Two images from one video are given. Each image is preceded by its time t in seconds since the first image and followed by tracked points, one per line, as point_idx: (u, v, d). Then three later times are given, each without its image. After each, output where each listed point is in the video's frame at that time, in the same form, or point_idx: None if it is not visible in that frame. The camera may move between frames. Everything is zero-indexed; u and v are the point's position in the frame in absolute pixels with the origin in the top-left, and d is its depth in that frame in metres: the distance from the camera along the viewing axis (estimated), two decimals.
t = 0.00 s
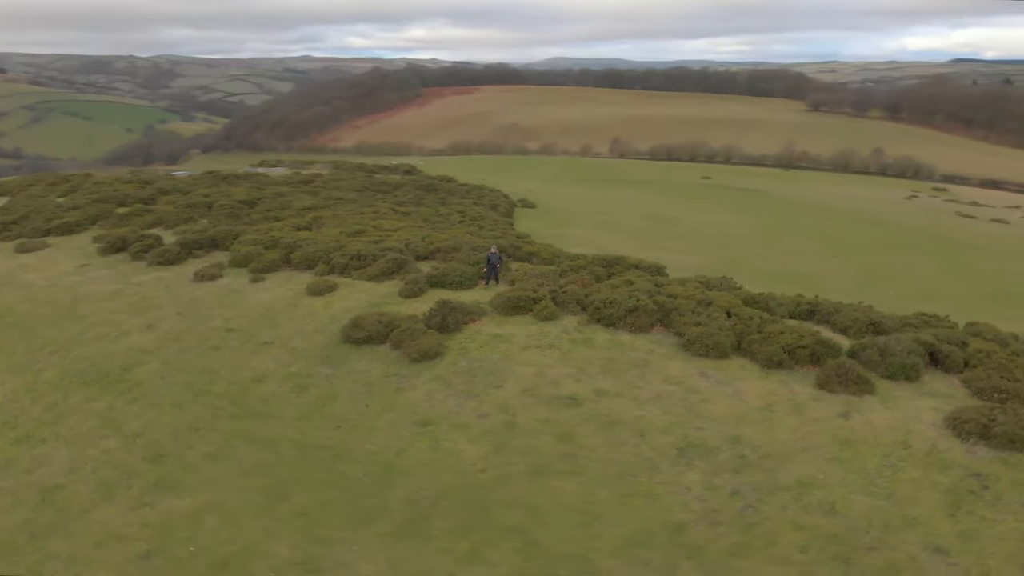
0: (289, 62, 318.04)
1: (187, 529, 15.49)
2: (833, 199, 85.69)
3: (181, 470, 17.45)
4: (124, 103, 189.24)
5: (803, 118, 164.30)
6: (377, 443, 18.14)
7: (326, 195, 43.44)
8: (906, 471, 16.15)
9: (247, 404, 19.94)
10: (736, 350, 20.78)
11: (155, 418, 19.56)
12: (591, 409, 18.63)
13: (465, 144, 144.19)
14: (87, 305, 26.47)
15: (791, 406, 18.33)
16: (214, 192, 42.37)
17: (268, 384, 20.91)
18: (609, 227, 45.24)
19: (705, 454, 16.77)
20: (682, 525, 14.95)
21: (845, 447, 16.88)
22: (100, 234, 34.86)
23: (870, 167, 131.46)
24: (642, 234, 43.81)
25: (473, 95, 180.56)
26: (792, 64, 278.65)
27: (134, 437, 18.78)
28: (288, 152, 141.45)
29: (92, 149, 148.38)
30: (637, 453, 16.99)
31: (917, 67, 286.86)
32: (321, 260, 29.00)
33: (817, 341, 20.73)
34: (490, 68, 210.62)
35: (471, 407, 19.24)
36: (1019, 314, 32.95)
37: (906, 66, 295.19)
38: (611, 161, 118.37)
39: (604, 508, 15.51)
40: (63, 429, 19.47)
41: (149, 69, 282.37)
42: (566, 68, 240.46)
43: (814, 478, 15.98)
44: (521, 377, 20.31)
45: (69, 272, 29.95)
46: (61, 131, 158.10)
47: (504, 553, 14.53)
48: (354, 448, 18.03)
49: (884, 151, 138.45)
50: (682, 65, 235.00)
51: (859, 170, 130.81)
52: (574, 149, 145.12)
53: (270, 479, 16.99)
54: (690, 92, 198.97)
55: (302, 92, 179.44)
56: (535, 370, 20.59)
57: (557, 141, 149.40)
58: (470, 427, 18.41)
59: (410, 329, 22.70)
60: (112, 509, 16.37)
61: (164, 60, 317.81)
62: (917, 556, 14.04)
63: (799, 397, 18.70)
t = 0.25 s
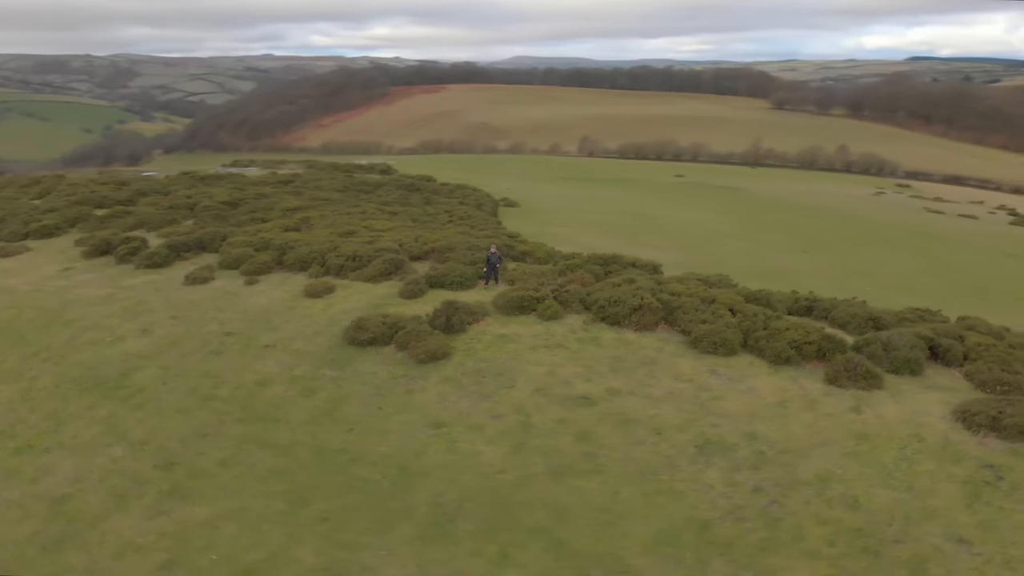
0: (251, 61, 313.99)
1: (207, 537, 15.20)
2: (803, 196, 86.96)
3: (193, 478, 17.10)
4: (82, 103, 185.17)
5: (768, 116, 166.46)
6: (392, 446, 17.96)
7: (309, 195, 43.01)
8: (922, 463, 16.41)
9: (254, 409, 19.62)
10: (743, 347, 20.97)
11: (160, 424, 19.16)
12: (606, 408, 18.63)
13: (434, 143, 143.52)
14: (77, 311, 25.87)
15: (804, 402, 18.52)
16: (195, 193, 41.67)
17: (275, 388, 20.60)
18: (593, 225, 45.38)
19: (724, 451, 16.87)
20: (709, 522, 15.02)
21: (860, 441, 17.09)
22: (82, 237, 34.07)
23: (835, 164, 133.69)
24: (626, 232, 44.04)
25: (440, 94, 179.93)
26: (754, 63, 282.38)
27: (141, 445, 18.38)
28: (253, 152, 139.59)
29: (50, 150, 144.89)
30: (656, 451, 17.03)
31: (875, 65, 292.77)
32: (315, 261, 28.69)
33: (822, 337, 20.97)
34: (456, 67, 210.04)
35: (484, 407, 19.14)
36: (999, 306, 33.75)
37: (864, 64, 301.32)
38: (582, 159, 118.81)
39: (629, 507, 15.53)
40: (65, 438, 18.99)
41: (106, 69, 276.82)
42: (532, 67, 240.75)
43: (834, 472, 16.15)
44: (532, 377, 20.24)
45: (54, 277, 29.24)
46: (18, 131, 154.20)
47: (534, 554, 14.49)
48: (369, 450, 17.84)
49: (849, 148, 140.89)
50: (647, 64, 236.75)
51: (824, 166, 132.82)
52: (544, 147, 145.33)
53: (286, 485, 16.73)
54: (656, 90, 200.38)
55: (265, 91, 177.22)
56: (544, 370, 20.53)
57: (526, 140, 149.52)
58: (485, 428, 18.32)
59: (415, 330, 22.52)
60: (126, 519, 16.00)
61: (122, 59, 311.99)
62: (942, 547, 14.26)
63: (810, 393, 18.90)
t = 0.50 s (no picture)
0: (206, 60, 308.42)
1: (234, 545, 14.89)
2: (769, 193, 88.22)
3: (210, 485, 16.75)
4: (32, 103, 179.95)
5: (729, 114, 168.64)
6: (412, 448, 17.79)
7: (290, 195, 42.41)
8: (939, 454, 16.72)
9: (265, 414, 19.29)
10: (751, 343, 21.17)
11: (169, 432, 18.72)
12: (623, 406, 18.67)
13: (398, 142, 142.56)
14: (66, 316, 25.17)
15: (817, 396, 18.76)
16: (173, 194, 40.79)
17: (284, 392, 20.27)
18: (574, 224, 45.47)
19: (746, 446, 17.02)
20: (740, 518, 15.15)
21: (877, 433, 17.36)
22: (60, 241, 33.13)
23: (795, 161, 135.93)
24: (608, 230, 44.21)
25: (401, 93, 178.70)
26: (710, 62, 285.99)
27: (152, 453, 17.95)
28: (213, 152, 137.20)
29: None
30: (678, 448, 17.11)
31: (828, 64, 298.63)
32: (308, 263, 28.30)
33: (828, 332, 21.25)
34: (417, 65, 208.79)
35: (500, 407, 19.06)
36: (976, 299, 34.61)
37: (818, 62, 307.21)
38: (548, 157, 119.07)
39: (659, 504, 15.59)
40: (70, 448, 18.47)
41: (55, 69, 269.59)
42: (493, 65, 240.49)
43: (855, 465, 16.40)
44: (544, 376, 20.20)
45: (36, 282, 28.40)
46: None
47: (570, 554, 14.47)
48: (388, 454, 17.65)
49: (809, 145, 143.35)
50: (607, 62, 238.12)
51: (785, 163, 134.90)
52: (509, 146, 145.19)
53: (307, 491, 16.47)
54: (617, 88, 201.55)
55: (223, 89, 174.15)
56: (556, 369, 20.51)
57: (490, 139, 149.26)
58: (504, 428, 18.25)
59: (421, 331, 22.33)
60: (146, 529, 15.61)
61: (71, 58, 304.24)
62: (967, 535, 14.58)
63: (821, 387, 19.16)
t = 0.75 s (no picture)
0: (165, 59, 303.23)
1: (259, 552, 14.66)
2: (741, 190, 89.18)
3: (228, 492, 16.49)
4: None
5: (695, 112, 170.17)
6: (430, 450, 17.66)
7: (274, 195, 41.94)
8: (952, 445, 17.02)
9: (276, 418, 19.04)
10: (758, 339, 21.37)
11: (179, 437, 18.40)
12: (638, 404, 18.73)
13: (367, 141, 141.48)
14: (58, 321, 24.57)
15: (828, 390, 19.00)
16: (154, 195, 40.08)
17: (293, 395, 20.01)
18: (559, 222, 45.50)
19: (764, 442, 17.18)
20: (765, 513, 15.29)
21: (890, 427, 17.62)
22: (42, 244, 32.35)
23: (762, 158, 137.63)
24: (594, 228, 44.37)
25: (368, 92, 177.35)
26: (674, 61, 288.28)
27: (163, 460, 17.62)
28: (178, 153, 134.91)
29: None
30: (697, 445, 17.22)
31: (789, 62, 303.14)
32: (304, 264, 27.95)
33: (832, 327, 21.53)
34: (383, 64, 207.30)
35: (515, 407, 19.00)
36: (958, 292, 35.30)
37: (779, 61, 311.83)
38: (520, 156, 118.98)
39: (684, 501, 15.66)
40: (77, 456, 18.03)
41: (9, 69, 263.11)
42: (459, 64, 239.80)
43: (872, 458, 16.64)
44: (556, 375, 20.18)
45: (21, 286, 27.70)
46: None
47: (600, 553, 14.48)
48: (407, 456, 17.50)
49: (775, 143, 145.16)
50: (574, 61, 238.76)
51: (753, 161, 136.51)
52: (479, 145, 144.88)
53: (328, 495, 16.27)
54: (584, 87, 202.24)
55: (186, 88, 171.23)
56: (567, 368, 20.49)
57: (460, 138, 148.79)
58: (521, 428, 18.21)
59: (427, 332, 22.18)
60: (166, 537, 15.30)
61: (26, 57, 297.25)
62: (988, 525, 14.87)
63: (832, 382, 19.38)
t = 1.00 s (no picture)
0: (118, 58, 296.80)
1: (289, 559, 14.41)
2: (710, 187, 90.17)
3: (249, 498, 16.18)
4: None
5: (659, 111, 171.61)
6: (451, 451, 17.52)
7: (255, 196, 41.31)
8: (965, 436, 17.35)
9: (290, 422, 18.76)
10: (766, 335, 21.59)
11: (192, 444, 18.02)
12: (655, 402, 18.79)
13: (332, 140, 140.11)
14: (49, 327, 23.90)
15: (841, 385, 19.25)
16: (132, 197, 39.21)
17: (304, 399, 19.70)
18: (542, 221, 45.53)
19: (783, 437, 17.37)
20: (793, 507, 15.45)
21: (903, 419, 17.91)
22: (21, 248, 31.43)
23: (726, 156, 139.25)
24: (578, 227, 44.49)
25: (330, 90, 175.59)
26: (634, 59, 290.32)
27: (177, 467, 17.23)
28: (137, 153, 132.22)
29: None
30: (718, 441, 17.34)
31: (746, 60, 307.35)
32: (299, 266, 27.57)
33: (837, 322, 21.84)
34: (345, 62, 205.31)
35: (532, 407, 18.94)
36: (938, 286, 36.13)
37: (736, 59, 315.96)
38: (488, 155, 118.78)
39: (711, 498, 15.76)
40: (87, 465, 17.55)
41: None
42: (421, 63, 238.59)
43: (890, 450, 16.91)
44: (568, 374, 20.18)
45: (6, 291, 26.91)
46: None
47: (635, 551, 14.49)
48: (428, 458, 17.34)
49: (739, 141, 147.01)
50: (536, 60, 239.07)
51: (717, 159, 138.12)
52: (445, 143, 144.31)
53: (352, 500, 16.07)
54: (548, 86, 202.66)
55: (143, 87, 167.76)
56: (579, 366, 20.49)
57: (426, 136, 148.06)
58: (540, 426, 18.15)
59: (435, 333, 22.01)
60: (190, 545, 14.97)
61: None
62: (1010, 513, 15.17)
63: (842, 375, 19.64)
